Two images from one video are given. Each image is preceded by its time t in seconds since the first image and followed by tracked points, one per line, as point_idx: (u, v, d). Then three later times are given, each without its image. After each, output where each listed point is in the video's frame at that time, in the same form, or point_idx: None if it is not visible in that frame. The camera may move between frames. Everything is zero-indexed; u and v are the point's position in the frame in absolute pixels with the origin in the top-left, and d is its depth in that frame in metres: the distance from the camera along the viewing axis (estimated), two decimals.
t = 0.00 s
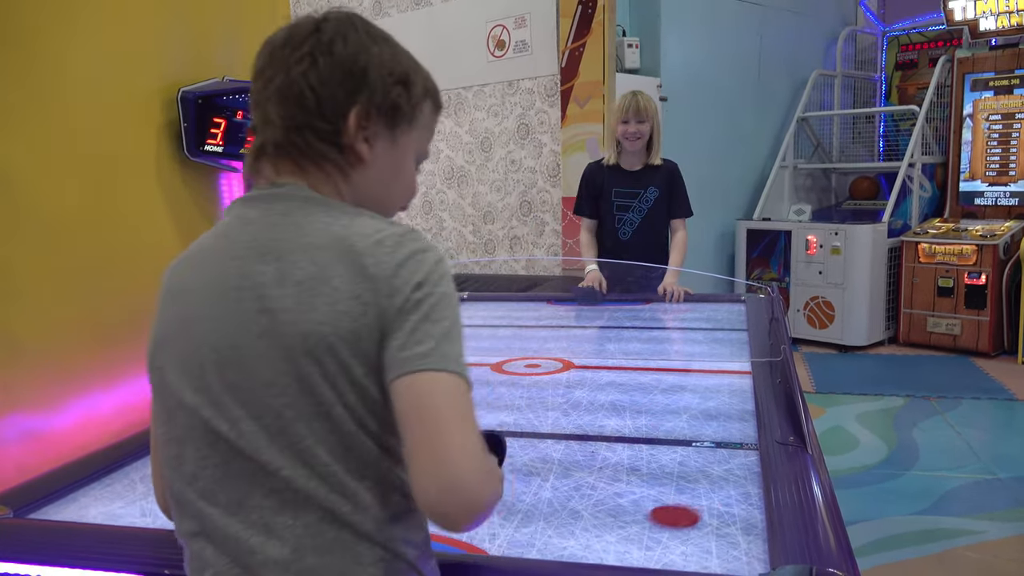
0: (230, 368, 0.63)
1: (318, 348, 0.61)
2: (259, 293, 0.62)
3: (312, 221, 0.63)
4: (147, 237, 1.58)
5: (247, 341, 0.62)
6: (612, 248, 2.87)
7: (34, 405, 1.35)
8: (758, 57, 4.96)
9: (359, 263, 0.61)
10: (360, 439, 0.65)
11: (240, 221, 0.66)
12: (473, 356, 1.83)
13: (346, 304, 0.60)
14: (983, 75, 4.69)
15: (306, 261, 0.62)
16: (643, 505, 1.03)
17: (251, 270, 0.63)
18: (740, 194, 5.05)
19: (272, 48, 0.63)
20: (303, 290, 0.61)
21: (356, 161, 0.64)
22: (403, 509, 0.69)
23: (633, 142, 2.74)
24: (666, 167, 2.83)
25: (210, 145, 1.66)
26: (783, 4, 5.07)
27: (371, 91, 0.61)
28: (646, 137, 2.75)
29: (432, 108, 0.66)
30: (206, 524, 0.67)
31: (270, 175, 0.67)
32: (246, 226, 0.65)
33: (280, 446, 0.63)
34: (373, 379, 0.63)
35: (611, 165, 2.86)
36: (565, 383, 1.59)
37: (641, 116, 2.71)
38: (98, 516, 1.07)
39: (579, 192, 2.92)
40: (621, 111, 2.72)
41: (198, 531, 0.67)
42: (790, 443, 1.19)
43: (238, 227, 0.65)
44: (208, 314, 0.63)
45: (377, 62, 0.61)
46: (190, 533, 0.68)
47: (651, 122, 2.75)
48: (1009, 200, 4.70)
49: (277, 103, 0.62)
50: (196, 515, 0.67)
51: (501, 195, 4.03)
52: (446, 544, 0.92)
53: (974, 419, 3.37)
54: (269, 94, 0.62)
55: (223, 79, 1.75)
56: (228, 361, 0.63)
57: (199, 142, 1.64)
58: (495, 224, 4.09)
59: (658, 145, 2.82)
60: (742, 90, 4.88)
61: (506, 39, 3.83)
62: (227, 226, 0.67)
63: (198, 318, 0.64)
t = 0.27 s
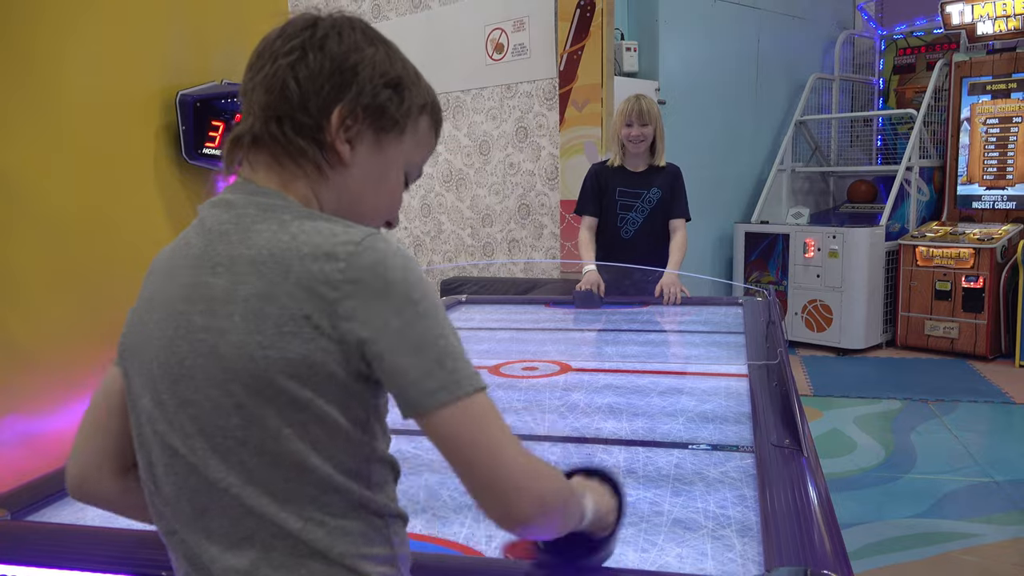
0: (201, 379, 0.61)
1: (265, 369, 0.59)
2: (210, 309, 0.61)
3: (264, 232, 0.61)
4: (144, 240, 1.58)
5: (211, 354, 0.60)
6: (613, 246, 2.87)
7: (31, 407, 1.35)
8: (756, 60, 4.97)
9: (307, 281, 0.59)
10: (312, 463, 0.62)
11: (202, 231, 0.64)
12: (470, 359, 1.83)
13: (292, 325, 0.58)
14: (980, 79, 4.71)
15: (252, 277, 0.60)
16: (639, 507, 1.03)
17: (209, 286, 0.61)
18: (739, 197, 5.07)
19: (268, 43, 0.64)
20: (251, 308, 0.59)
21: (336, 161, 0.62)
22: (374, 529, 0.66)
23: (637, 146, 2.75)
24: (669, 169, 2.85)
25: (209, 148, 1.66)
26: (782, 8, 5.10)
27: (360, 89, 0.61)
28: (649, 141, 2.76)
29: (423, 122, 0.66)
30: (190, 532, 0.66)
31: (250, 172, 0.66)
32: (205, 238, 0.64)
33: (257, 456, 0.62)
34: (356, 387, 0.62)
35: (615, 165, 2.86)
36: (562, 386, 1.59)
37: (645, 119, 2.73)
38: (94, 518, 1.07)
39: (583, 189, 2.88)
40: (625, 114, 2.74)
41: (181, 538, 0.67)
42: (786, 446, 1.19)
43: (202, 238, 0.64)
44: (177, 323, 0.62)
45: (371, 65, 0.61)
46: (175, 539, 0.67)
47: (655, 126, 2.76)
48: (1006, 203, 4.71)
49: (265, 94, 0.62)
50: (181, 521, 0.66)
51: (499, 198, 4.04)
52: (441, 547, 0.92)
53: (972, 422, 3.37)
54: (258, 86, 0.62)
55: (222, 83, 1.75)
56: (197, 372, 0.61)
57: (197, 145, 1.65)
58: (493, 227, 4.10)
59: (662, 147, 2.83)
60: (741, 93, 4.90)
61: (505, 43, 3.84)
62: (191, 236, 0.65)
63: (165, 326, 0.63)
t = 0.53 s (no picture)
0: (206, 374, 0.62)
1: (302, 367, 0.61)
2: (240, 315, 0.61)
3: (284, 234, 0.62)
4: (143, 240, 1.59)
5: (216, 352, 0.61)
6: (608, 244, 2.89)
7: (27, 408, 1.35)
8: (754, 61, 4.97)
9: (344, 280, 0.60)
10: (348, 455, 0.64)
11: (207, 234, 0.64)
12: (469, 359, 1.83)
13: (330, 323, 0.60)
14: (978, 79, 4.71)
15: (281, 280, 0.61)
16: (635, 506, 1.03)
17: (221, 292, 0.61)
18: (737, 197, 5.07)
19: (266, 25, 0.63)
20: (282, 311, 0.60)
21: (341, 150, 0.63)
22: (397, 521, 0.67)
23: (631, 146, 2.75)
24: (664, 170, 2.84)
25: (206, 149, 1.66)
26: (779, 9, 5.10)
27: (367, 81, 0.62)
28: (643, 141, 2.76)
29: (419, 112, 0.68)
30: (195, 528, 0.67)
31: (248, 157, 0.65)
32: (212, 242, 0.63)
33: (262, 452, 0.63)
34: (362, 381, 0.63)
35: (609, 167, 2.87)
36: (559, 386, 1.59)
37: (638, 119, 2.73)
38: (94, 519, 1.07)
39: (578, 192, 2.88)
40: (617, 115, 2.74)
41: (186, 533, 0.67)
42: (783, 445, 1.19)
43: (204, 242, 0.63)
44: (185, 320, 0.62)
45: (378, 57, 0.62)
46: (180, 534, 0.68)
47: (649, 125, 2.75)
48: (1004, 204, 4.72)
49: (268, 79, 0.61)
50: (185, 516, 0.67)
51: (498, 199, 4.05)
52: (441, 546, 0.93)
53: (970, 422, 3.37)
54: (260, 71, 0.61)
55: (220, 84, 1.75)
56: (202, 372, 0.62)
57: (195, 146, 1.65)
58: (492, 227, 4.10)
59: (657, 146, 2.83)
60: (739, 94, 4.90)
61: (503, 44, 3.85)
62: (189, 240, 0.64)
63: (170, 328, 0.63)
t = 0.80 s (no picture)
0: (205, 373, 0.62)
1: (321, 359, 0.61)
2: (257, 311, 0.61)
3: (295, 229, 0.62)
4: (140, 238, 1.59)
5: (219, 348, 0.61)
6: (593, 248, 2.87)
7: (24, 407, 1.35)
8: (753, 63, 4.97)
9: (361, 273, 0.61)
10: (360, 447, 0.64)
11: (208, 234, 0.63)
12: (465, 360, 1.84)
13: (349, 314, 0.61)
14: (976, 83, 4.72)
15: (299, 274, 0.61)
16: (630, 507, 1.03)
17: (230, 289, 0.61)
18: (734, 199, 5.08)
19: (245, 21, 0.62)
20: (298, 305, 0.61)
21: (329, 144, 0.64)
22: (402, 517, 0.68)
23: (617, 148, 2.76)
24: (650, 172, 2.85)
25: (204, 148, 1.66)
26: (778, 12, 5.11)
27: (352, 76, 0.63)
28: (629, 142, 2.77)
29: (394, 104, 0.70)
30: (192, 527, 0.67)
31: (233, 153, 0.65)
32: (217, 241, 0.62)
33: (261, 452, 0.62)
34: (370, 373, 0.63)
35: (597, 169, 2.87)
36: (555, 387, 1.60)
37: (624, 121, 2.74)
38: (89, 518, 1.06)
39: (564, 195, 2.89)
40: (604, 117, 2.76)
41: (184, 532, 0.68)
42: (778, 447, 1.20)
43: (206, 240, 0.63)
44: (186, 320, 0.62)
45: (359, 53, 0.64)
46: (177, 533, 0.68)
47: (634, 127, 2.77)
48: (1001, 207, 4.73)
49: (255, 75, 0.61)
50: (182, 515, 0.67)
51: (495, 199, 4.05)
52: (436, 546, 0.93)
53: (967, 425, 3.38)
54: (247, 68, 0.61)
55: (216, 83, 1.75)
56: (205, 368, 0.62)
57: (193, 145, 1.65)
58: (490, 228, 4.11)
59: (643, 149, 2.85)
60: (737, 96, 4.91)
61: (502, 44, 3.85)
62: (189, 239, 0.64)
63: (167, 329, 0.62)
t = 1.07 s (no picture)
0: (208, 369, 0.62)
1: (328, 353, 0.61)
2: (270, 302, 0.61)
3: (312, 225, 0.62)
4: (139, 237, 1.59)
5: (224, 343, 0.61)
6: (568, 253, 2.86)
7: (21, 405, 1.35)
8: (752, 66, 4.98)
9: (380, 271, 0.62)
10: (360, 447, 0.64)
11: (220, 226, 0.63)
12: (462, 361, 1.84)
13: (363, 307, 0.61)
14: (974, 87, 4.72)
15: (310, 270, 0.61)
16: (626, 509, 1.03)
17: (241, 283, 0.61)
18: (733, 202, 5.09)
19: (244, 18, 0.62)
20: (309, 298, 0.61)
21: (335, 140, 0.64)
22: (400, 517, 0.68)
23: (587, 152, 2.77)
24: (621, 175, 2.87)
25: (202, 148, 1.66)
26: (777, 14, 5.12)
27: (354, 70, 0.64)
28: (600, 146, 2.79)
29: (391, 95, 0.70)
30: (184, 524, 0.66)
31: (238, 152, 0.65)
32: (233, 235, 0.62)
33: (259, 453, 0.62)
34: (370, 373, 0.63)
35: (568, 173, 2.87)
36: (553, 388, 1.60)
37: (595, 125, 2.76)
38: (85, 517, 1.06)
39: (536, 200, 2.86)
40: (575, 121, 2.76)
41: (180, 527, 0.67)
42: (774, 450, 1.20)
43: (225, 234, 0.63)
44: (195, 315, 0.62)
45: (358, 46, 0.64)
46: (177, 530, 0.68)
47: (605, 131, 2.78)
48: (999, 211, 4.74)
49: (259, 73, 0.61)
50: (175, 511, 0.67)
51: (494, 201, 4.05)
52: (432, 547, 0.93)
53: (963, 429, 3.38)
54: (251, 67, 0.61)
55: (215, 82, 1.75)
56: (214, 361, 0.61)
57: (191, 145, 1.65)
58: (488, 229, 4.11)
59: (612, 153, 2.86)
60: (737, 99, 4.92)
61: (501, 45, 3.85)
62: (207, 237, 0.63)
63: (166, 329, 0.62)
